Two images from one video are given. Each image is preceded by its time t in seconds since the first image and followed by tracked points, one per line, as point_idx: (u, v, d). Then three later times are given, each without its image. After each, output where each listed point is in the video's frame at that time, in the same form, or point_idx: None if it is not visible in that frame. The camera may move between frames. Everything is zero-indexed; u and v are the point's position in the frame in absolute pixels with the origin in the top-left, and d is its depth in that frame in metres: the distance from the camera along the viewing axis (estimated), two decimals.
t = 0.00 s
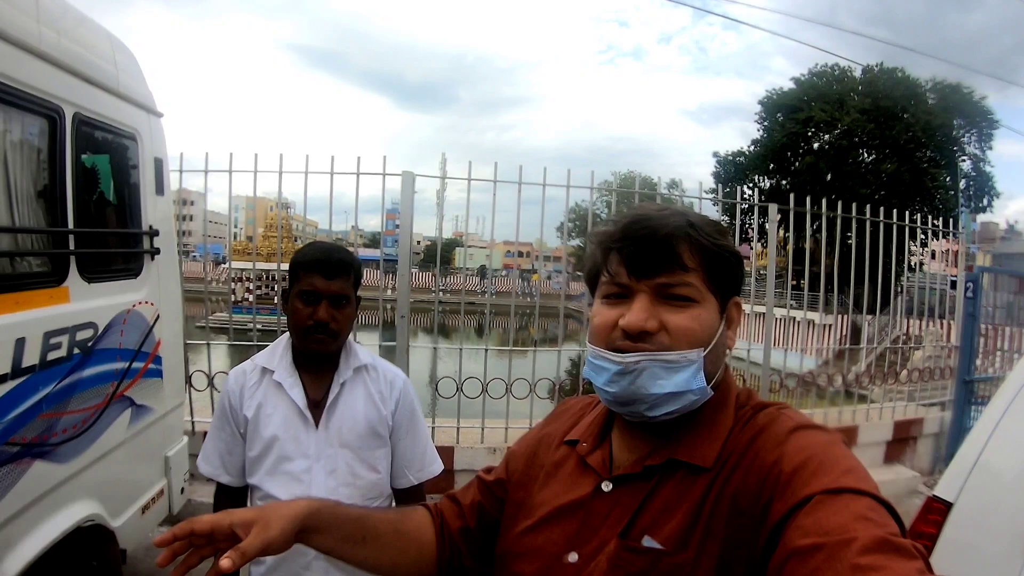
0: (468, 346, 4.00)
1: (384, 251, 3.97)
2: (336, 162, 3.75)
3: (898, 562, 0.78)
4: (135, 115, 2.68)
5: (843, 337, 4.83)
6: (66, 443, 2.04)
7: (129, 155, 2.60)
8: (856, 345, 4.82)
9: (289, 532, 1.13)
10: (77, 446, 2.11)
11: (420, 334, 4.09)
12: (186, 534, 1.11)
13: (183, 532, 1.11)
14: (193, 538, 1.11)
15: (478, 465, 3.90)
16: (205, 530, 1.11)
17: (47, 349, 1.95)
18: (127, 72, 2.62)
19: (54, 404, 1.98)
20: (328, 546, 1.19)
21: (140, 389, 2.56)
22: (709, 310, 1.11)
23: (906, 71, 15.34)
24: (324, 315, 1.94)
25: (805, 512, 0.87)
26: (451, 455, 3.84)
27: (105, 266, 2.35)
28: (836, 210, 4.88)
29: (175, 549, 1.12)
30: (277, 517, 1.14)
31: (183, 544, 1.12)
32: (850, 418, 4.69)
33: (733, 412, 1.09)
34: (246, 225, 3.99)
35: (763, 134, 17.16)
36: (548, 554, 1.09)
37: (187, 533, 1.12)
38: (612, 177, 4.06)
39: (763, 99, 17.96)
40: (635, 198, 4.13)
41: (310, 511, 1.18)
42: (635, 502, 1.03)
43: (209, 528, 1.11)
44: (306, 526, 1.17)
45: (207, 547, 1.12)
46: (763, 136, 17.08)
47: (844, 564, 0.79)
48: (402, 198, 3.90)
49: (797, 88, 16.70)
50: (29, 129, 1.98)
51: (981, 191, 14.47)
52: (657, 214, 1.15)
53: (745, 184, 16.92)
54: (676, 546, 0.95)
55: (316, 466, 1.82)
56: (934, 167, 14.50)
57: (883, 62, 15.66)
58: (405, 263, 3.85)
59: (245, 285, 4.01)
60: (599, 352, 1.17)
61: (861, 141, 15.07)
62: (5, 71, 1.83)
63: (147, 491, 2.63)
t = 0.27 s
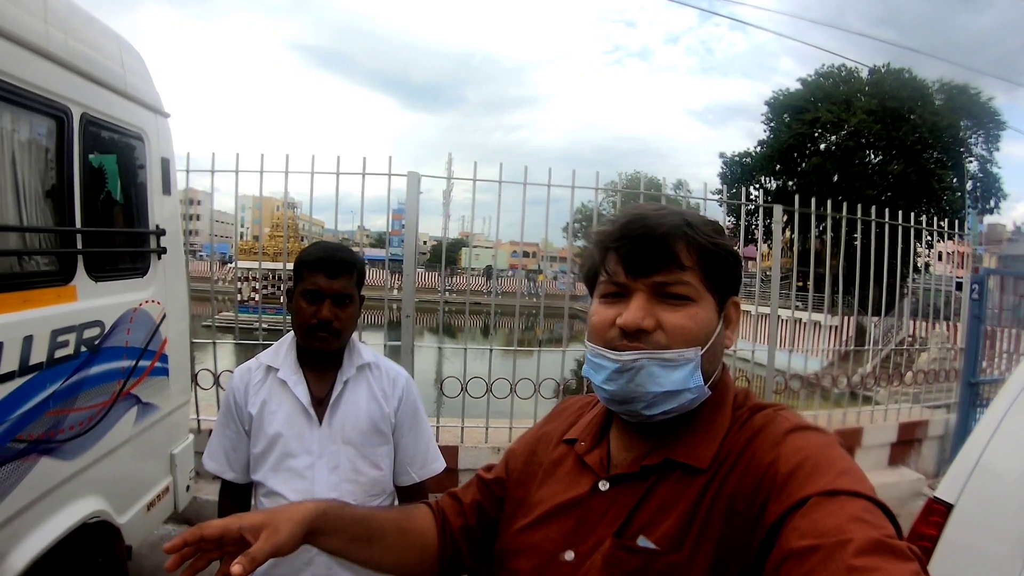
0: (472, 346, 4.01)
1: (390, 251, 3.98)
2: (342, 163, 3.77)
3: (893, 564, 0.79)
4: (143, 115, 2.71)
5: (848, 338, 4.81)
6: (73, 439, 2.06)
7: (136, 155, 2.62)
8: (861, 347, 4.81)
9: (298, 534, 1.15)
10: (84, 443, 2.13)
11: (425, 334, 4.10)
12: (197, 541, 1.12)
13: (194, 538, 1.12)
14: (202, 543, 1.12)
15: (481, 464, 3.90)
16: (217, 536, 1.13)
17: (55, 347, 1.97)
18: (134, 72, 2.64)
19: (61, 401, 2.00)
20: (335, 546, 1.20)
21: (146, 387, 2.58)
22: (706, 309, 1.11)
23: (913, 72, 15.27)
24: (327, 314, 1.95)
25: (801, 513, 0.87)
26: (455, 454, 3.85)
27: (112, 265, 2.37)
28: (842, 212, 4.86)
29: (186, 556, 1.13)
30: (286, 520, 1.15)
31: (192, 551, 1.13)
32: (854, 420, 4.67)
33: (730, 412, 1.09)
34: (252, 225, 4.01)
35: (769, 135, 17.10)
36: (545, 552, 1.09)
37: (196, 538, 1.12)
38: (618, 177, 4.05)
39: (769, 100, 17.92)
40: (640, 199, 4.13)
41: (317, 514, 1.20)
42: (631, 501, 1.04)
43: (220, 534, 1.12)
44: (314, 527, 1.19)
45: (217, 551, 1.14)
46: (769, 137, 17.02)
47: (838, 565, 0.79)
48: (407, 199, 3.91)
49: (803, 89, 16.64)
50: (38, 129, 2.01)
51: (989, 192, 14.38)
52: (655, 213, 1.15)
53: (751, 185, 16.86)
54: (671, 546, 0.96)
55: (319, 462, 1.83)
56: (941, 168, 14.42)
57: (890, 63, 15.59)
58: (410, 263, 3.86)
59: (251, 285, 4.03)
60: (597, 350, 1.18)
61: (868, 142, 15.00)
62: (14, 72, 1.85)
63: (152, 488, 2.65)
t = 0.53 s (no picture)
0: (479, 346, 4.02)
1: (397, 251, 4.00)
2: (348, 164, 3.79)
3: (891, 566, 0.79)
4: (150, 116, 2.73)
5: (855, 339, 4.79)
6: (81, 437, 2.09)
7: (144, 156, 2.65)
8: (868, 347, 4.78)
9: (312, 528, 1.16)
10: (92, 440, 2.15)
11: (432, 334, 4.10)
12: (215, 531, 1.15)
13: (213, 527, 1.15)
14: (217, 531, 1.15)
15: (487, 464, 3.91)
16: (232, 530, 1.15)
17: (63, 346, 1.99)
18: (141, 74, 2.67)
19: (69, 399, 2.02)
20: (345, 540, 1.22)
21: (154, 385, 2.60)
22: (704, 307, 1.11)
23: (921, 71, 15.19)
24: (332, 313, 1.96)
25: (799, 514, 0.87)
26: (460, 454, 3.86)
27: (120, 264, 2.39)
28: (848, 212, 4.84)
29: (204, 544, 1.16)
30: (301, 512, 1.17)
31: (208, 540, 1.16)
32: (861, 420, 4.65)
33: (730, 413, 1.10)
34: (260, 226, 4.04)
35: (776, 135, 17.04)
36: (544, 549, 1.10)
37: (213, 527, 1.15)
38: (625, 177, 4.04)
39: (777, 99, 17.85)
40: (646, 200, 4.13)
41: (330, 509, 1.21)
42: (630, 500, 1.04)
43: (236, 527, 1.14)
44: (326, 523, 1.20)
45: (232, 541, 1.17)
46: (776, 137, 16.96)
47: (836, 566, 0.79)
48: (413, 199, 3.93)
49: (810, 89, 16.58)
50: (46, 130, 2.03)
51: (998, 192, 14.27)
52: (653, 212, 1.16)
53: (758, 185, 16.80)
54: (668, 544, 0.96)
55: (324, 459, 1.84)
56: (950, 168, 14.33)
57: (898, 62, 15.51)
58: (416, 264, 3.88)
59: (258, 285, 4.05)
60: (596, 350, 1.18)
61: (876, 142, 14.92)
62: (22, 74, 1.87)
63: (159, 486, 2.67)
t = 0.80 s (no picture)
0: (486, 347, 4.02)
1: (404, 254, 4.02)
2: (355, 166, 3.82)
3: (892, 562, 0.79)
4: (159, 119, 2.76)
5: (863, 340, 4.77)
6: (89, 436, 2.11)
7: (152, 158, 2.68)
8: (876, 348, 4.76)
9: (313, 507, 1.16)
10: (100, 439, 2.17)
11: (439, 335, 4.11)
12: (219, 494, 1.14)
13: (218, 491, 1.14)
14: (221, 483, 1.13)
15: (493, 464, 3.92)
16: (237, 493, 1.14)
17: (72, 345, 2.01)
18: (150, 76, 2.70)
19: (78, 398, 2.04)
20: (348, 527, 1.20)
21: (162, 385, 2.63)
22: (705, 303, 1.12)
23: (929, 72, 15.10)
24: (337, 313, 1.98)
25: (801, 511, 0.87)
26: (467, 454, 3.86)
27: (129, 265, 2.42)
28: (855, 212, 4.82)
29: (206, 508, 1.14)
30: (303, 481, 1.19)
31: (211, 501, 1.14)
32: (868, 421, 4.62)
33: (732, 410, 1.10)
34: (267, 227, 4.06)
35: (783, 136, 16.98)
36: (546, 546, 1.10)
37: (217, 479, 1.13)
38: (631, 178, 4.04)
39: (784, 101, 17.79)
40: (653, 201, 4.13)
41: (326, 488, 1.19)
42: (633, 497, 1.04)
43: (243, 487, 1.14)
44: (325, 498, 1.18)
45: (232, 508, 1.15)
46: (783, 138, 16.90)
47: (838, 563, 0.79)
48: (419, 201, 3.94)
49: (817, 90, 16.52)
50: (55, 132, 2.06)
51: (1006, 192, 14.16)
52: (653, 209, 1.16)
53: (765, 186, 16.74)
54: (671, 541, 0.96)
55: (331, 456, 1.85)
56: (957, 168, 14.24)
57: (906, 63, 15.43)
58: (423, 266, 3.89)
59: (266, 287, 4.07)
60: (597, 347, 1.19)
61: (883, 143, 14.84)
62: (32, 77, 1.90)
63: (167, 485, 2.69)
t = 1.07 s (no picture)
0: (493, 350, 4.02)
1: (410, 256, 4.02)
2: (361, 169, 3.82)
3: (901, 566, 0.78)
4: (165, 122, 2.77)
5: (870, 342, 4.74)
6: (95, 438, 2.11)
7: (158, 162, 2.69)
8: (883, 350, 4.73)
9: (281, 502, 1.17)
10: (106, 441, 2.18)
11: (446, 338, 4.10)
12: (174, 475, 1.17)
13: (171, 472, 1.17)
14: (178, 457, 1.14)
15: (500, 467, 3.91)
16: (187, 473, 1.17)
17: (78, 348, 2.02)
18: (156, 80, 2.71)
19: (84, 401, 2.05)
20: (305, 520, 1.18)
21: (168, 388, 2.63)
22: (719, 307, 1.11)
23: (935, 72, 15.04)
24: (342, 318, 1.98)
25: (810, 514, 0.86)
26: (473, 457, 3.86)
27: (135, 268, 2.43)
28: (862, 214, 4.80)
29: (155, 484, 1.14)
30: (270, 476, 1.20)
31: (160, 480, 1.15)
32: (875, 424, 4.59)
33: (740, 413, 1.09)
34: (274, 231, 4.08)
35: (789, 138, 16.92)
36: (553, 551, 1.10)
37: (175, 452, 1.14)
38: (637, 181, 4.02)
39: (789, 102, 17.74)
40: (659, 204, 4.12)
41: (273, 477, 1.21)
42: (641, 501, 1.04)
43: (193, 465, 1.17)
44: (271, 488, 1.19)
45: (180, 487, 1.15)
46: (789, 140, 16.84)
47: (848, 566, 0.79)
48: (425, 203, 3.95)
49: (823, 91, 16.46)
50: (61, 135, 2.07)
51: (1013, 193, 14.07)
52: (671, 210, 1.16)
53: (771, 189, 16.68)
54: (680, 547, 0.96)
55: (337, 459, 1.85)
56: (964, 169, 14.16)
57: (912, 63, 15.37)
58: (429, 268, 3.90)
59: (273, 290, 4.09)
60: (608, 348, 1.18)
61: (889, 144, 14.77)
62: (38, 81, 1.91)
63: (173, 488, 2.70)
